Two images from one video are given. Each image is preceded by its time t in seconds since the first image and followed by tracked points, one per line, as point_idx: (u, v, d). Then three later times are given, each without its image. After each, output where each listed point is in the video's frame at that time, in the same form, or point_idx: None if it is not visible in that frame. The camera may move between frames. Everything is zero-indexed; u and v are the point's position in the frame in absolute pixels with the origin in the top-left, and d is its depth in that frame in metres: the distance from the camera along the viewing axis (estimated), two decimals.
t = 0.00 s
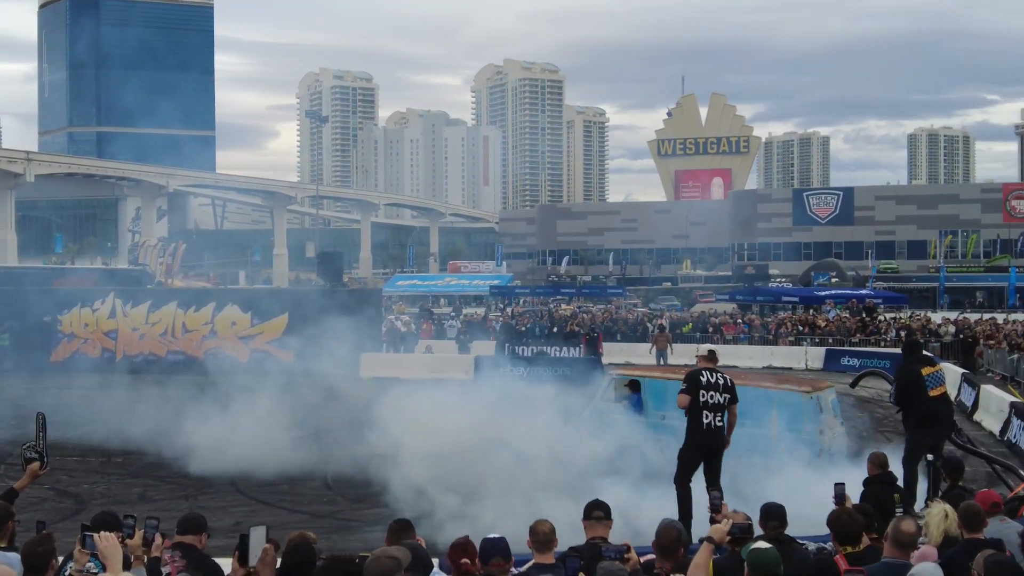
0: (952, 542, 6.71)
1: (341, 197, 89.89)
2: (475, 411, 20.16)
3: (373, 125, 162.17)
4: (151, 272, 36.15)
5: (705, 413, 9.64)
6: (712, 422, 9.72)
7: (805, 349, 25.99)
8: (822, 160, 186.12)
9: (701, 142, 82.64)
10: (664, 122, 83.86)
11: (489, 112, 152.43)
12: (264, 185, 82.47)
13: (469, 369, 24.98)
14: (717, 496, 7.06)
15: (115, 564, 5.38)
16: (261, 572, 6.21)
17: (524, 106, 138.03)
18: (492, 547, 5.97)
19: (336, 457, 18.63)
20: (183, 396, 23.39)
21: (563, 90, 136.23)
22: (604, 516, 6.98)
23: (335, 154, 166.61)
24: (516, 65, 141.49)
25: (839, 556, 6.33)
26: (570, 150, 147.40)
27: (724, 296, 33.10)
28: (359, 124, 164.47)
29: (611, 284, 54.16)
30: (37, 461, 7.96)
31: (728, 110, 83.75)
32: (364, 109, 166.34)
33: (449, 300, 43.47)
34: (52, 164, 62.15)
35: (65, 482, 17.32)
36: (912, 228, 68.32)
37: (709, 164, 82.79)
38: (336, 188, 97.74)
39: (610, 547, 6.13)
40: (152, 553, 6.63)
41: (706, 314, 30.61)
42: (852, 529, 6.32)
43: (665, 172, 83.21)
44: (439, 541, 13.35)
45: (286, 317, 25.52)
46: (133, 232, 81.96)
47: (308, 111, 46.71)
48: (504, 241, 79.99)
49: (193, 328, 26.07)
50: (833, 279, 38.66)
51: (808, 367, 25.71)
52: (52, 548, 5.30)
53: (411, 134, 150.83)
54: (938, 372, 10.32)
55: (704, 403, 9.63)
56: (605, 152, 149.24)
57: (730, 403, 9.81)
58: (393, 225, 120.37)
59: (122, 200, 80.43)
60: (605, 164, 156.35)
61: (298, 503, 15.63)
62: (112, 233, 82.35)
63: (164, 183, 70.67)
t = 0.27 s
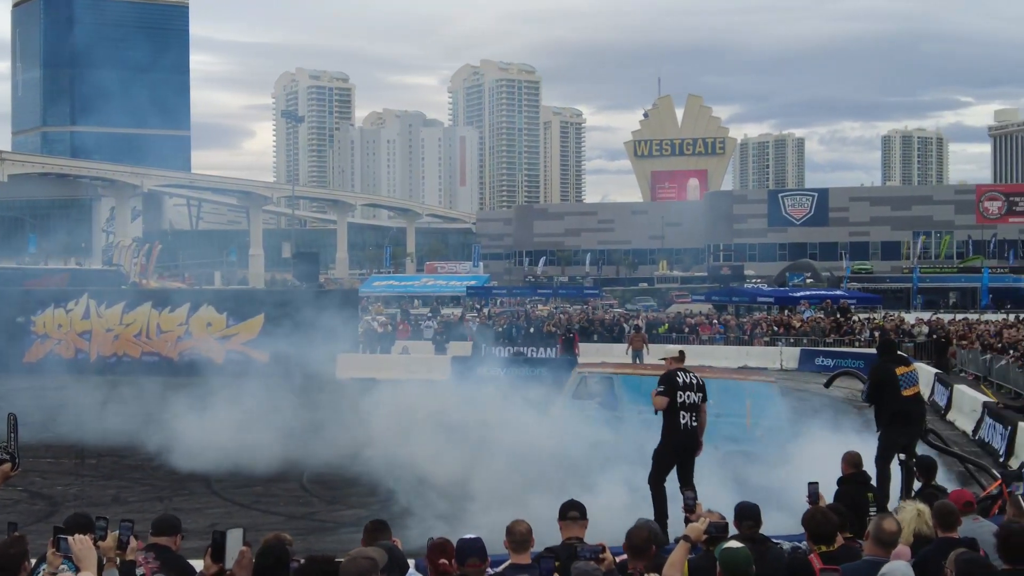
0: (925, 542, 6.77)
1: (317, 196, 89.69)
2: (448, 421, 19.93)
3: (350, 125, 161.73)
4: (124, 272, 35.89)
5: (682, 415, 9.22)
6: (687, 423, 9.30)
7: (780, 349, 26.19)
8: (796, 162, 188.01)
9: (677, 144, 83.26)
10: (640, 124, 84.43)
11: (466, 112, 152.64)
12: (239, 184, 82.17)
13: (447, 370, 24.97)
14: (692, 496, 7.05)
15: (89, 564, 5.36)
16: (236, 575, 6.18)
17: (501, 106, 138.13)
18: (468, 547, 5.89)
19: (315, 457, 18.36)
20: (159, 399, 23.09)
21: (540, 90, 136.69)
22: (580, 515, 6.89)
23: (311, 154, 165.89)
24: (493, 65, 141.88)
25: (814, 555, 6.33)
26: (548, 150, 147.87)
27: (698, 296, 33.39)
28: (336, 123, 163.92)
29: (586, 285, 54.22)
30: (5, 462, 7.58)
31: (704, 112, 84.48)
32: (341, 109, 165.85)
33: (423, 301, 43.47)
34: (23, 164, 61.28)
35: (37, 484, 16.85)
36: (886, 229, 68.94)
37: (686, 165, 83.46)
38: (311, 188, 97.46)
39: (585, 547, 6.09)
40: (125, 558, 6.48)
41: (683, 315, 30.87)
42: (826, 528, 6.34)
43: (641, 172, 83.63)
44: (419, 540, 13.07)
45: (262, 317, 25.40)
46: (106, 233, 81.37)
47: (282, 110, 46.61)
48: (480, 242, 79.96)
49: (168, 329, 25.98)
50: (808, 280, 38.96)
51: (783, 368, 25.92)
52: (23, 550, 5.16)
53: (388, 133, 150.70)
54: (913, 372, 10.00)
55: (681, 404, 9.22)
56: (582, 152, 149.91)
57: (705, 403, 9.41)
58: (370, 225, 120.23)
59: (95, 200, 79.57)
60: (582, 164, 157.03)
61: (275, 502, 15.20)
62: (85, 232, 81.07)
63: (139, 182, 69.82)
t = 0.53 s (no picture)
0: (900, 542, 6.72)
1: (294, 197, 89.33)
2: (428, 427, 19.89)
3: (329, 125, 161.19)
4: (99, 273, 35.60)
5: (660, 416, 9.25)
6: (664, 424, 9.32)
7: (757, 349, 26.37)
8: (773, 164, 189.69)
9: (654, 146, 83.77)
10: (618, 125, 84.85)
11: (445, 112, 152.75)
12: (215, 185, 81.65)
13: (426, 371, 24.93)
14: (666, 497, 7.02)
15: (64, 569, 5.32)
16: None
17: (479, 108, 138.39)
18: (446, 549, 5.83)
19: (294, 458, 18.18)
20: (135, 402, 22.81)
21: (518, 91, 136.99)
22: (557, 516, 6.68)
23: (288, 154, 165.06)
24: (471, 66, 142.06)
25: (790, 554, 6.22)
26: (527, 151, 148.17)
27: (675, 297, 33.64)
28: (314, 124, 163.28)
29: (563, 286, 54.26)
30: None
31: (681, 114, 84.96)
32: (319, 109, 165.26)
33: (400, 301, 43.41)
34: None
35: (11, 485, 16.51)
36: (862, 230, 69.46)
37: (663, 167, 83.94)
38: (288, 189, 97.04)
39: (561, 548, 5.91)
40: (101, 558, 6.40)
41: (661, 316, 31.14)
42: (802, 528, 6.23)
43: (618, 173, 83.99)
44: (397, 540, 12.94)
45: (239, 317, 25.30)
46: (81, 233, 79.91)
47: (259, 110, 46.25)
48: (458, 242, 79.85)
49: (144, 330, 25.86)
50: (784, 280, 39.30)
51: (760, 368, 26.09)
52: None
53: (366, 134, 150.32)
54: (888, 373, 9.82)
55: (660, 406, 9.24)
56: (560, 153, 150.41)
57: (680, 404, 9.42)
58: (348, 227, 119.81)
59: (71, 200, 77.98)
60: (559, 165, 157.47)
61: (252, 504, 14.99)
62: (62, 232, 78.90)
63: (116, 182, 68.86)
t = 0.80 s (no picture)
0: (878, 541, 6.64)
1: (275, 198, 88.96)
2: (404, 434, 19.85)
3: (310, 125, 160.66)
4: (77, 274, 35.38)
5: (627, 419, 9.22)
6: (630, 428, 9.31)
7: (738, 349, 26.43)
8: (753, 165, 191.17)
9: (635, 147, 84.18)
10: (600, 126, 85.30)
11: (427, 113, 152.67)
12: (194, 185, 81.09)
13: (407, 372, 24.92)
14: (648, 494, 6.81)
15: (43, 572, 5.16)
16: None
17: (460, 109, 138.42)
18: (427, 549, 5.58)
19: (275, 459, 18.10)
20: (115, 404, 22.59)
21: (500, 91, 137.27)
22: (538, 517, 6.58)
23: (269, 155, 164.39)
24: (453, 67, 142.19)
25: (770, 554, 6.13)
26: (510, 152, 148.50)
27: (656, 299, 33.83)
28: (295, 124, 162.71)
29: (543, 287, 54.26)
30: None
31: (662, 116, 85.45)
32: (300, 109, 164.76)
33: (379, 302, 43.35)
34: None
35: None
36: (842, 232, 69.93)
37: (643, 168, 84.30)
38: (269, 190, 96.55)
39: (542, 548, 5.63)
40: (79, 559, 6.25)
41: (642, 317, 31.34)
42: (782, 527, 6.15)
43: (600, 174, 84.39)
44: (379, 540, 12.90)
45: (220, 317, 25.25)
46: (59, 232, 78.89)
47: (240, 111, 45.98)
48: (440, 243, 79.73)
49: (124, 331, 25.75)
50: (764, 281, 39.64)
51: (739, 368, 26.19)
52: None
53: (347, 134, 149.96)
54: (868, 372, 9.72)
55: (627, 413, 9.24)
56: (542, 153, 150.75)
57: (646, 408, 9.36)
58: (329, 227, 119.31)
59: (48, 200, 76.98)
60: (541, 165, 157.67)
61: (233, 506, 14.90)
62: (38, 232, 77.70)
63: (94, 182, 68.09)
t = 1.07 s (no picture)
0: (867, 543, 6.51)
1: (262, 198, 88.68)
2: (391, 435, 19.82)
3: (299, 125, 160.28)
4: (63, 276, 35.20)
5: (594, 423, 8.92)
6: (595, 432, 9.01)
7: (725, 349, 26.54)
8: (740, 167, 192.03)
9: (623, 147, 84.31)
10: (589, 127, 85.56)
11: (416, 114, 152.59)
12: (181, 184, 80.74)
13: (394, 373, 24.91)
14: (638, 494, 6.55)
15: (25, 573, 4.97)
16: None
17: (448, 109, 138.41)
18: (417, 550, 5.47)
19: (262, 460, 18.06)
20: (102, 406, 22.47)
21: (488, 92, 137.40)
22: (528, 519, 6.34)
23: (257, 155, 163.95)
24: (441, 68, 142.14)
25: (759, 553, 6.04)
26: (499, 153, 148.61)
27: (643, 299, 33.94)
28: (283, 124, 162.29)
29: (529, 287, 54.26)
30: None
31: (649, 117, 85.93)
32: (288, 109, 164.37)
33: (365, 303, 43.30)
34: None
35: None
36: (828, 232, 70.23)
37: (631, 169, 84.54)
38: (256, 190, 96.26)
39: (532, 549, 5.43)
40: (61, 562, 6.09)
41: (629, 318, 31.45)
42: (771, 526, 6.05)
43: (588, 175, 84.64)
44: (366, 541, 12.87)
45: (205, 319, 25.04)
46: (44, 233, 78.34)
47: (227, 112, 45.76)
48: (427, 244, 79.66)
49: (110, 332, 25.57)
50: (751, 283, 39.84)
51: (726, 368, 26.32)
52: None
53: (336, 134, 149.71)
54: (857, 372, 9.71)
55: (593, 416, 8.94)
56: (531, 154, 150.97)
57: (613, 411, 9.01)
58: (318, 228, 119.14)
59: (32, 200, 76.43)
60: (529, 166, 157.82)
61: (220, 507, 14.85)
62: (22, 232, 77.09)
63: (80, 182, 67.64)
